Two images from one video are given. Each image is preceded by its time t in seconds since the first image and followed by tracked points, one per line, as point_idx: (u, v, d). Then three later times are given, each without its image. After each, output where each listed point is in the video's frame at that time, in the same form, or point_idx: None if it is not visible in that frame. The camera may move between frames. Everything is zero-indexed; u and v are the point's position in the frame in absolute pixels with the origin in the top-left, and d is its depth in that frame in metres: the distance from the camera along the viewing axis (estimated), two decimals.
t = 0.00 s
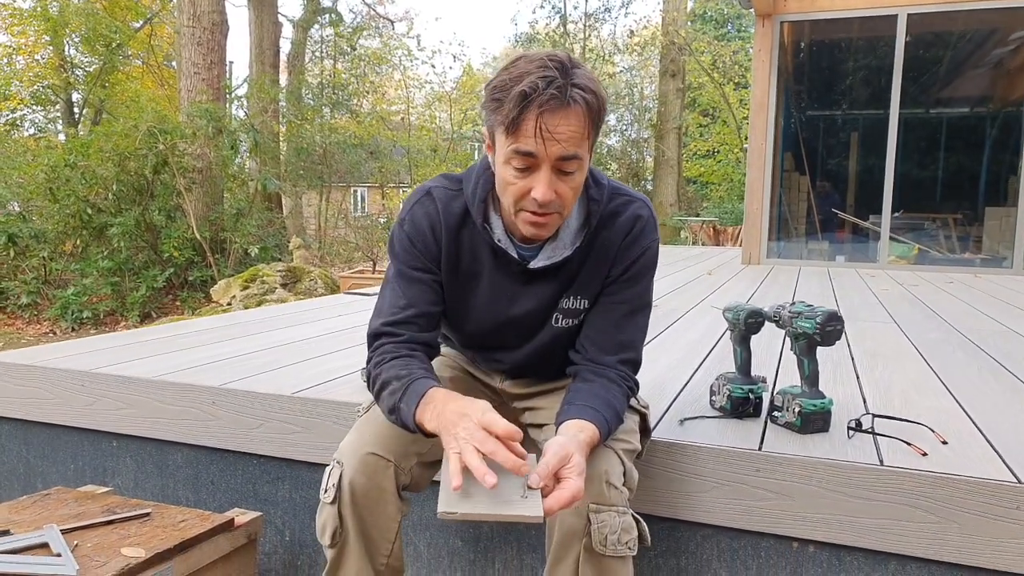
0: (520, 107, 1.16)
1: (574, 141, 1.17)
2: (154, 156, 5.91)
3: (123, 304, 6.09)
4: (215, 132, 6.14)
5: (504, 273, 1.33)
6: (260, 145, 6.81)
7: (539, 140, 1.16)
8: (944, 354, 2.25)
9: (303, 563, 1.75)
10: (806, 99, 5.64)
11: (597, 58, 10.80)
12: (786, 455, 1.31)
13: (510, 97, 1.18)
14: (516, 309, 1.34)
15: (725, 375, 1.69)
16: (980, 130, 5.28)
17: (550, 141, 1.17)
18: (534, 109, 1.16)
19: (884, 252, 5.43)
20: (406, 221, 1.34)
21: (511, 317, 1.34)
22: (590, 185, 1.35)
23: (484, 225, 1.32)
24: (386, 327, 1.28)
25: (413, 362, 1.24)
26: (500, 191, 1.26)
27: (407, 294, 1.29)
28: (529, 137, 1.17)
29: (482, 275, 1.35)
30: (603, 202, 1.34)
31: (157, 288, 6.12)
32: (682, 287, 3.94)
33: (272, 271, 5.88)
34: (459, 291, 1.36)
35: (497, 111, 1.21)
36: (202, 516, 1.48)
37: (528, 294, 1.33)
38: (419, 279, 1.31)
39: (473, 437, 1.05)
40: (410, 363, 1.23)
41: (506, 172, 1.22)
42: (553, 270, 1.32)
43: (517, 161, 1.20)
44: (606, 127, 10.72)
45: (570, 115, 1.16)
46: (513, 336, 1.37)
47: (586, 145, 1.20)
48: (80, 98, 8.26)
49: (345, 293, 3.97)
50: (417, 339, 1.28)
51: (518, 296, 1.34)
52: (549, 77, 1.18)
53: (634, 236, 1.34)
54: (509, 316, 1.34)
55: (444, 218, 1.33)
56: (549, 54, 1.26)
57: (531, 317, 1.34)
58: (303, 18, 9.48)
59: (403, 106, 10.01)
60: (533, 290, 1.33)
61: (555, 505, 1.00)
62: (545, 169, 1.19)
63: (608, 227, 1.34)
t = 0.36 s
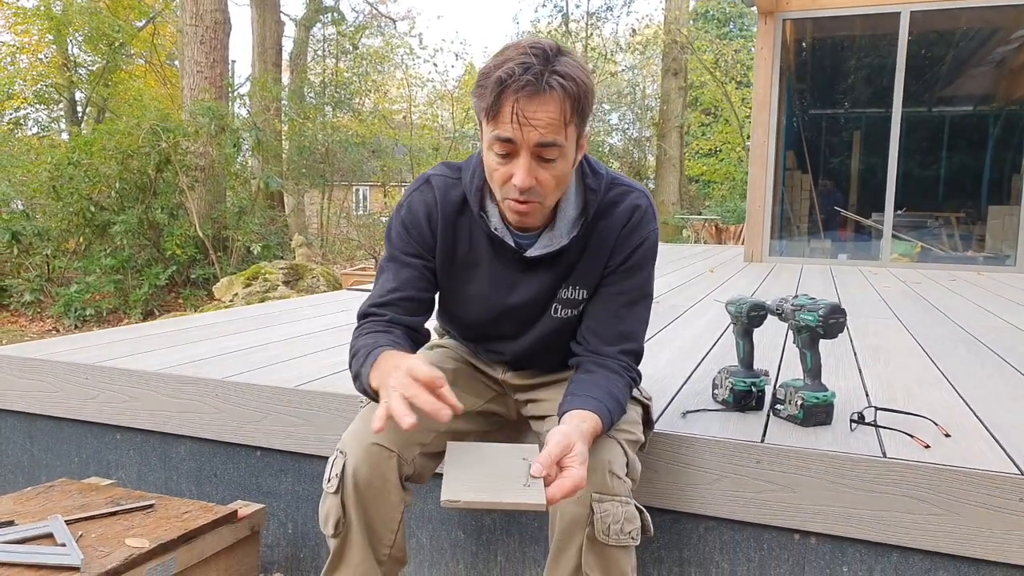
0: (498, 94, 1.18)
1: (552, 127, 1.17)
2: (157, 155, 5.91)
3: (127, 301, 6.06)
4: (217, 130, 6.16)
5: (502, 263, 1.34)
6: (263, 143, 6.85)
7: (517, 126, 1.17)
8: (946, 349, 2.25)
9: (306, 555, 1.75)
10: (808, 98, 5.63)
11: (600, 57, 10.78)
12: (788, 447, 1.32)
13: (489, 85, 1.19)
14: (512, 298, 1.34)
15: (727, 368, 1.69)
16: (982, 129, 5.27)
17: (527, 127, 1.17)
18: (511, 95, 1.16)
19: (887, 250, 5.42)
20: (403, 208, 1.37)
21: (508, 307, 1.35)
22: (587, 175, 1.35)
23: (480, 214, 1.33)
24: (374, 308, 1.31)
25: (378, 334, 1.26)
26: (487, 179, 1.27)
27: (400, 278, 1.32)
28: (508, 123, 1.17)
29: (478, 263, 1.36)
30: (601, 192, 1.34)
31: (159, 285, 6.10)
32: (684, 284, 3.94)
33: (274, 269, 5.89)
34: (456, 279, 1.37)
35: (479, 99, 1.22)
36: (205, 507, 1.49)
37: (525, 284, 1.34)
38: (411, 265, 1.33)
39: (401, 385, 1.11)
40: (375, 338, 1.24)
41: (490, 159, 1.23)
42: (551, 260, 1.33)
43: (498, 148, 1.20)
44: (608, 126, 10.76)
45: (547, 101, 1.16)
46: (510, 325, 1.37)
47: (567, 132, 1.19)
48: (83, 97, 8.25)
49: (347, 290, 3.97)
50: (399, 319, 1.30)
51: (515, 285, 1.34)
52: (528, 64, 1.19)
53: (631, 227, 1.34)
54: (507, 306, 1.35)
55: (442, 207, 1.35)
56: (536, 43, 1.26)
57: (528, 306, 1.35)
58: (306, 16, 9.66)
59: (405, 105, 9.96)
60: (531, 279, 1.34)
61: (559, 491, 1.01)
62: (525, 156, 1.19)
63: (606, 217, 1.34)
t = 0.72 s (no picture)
0: (482, 93, 1.18)
1: (537, 123, 1.17)
2: (158, 155, 5.91)
3: (127, 302, 6.05)
4: (217, 130, 6.16)
5: (498, 261, 1.34)
6: (263, 143, 6.84)
7: (503, 124, 1.17)
8: (946, 346, 2.25)
9: (307, 553, 1.75)
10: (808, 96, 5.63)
11: (600, 56, 10.57)
12: (787, 443, 1.32)
13: (474, 84, 1.20)
14: (508, 295, 1.34)
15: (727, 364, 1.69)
16: (982, 127, 5.27)
17: (513, 126, 1.17)
18: (495, 93, 1.17)
19: (887, 247, 5.42)
20: (401, 208, 1.36)
21: (504, 305, 1.35)
22: (579, 171, 1.35)
23: (475, 212, 1.33)
24: (390, 313, 1.30)
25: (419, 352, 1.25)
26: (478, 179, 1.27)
27: (406, 279, 1.32)
28: (494, 122, 1.18)
29: (474, 262, 1.36)
30: (594, 186, 1.35)
31: (160, 286, 6.10)
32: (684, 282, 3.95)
33: (275, 269, 5.89)
34: (453, 278, 1.37)
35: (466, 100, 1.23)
36: (205, 506, 1.49)
37: (520, 282, 1.34)
38: (420, 267, 1.33)
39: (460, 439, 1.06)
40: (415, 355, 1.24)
41: (479, 159, 1.23)
42: (546, 257, 1.33)
43: (486, 147, 1.21)
44: (608, 125, 10.77)
45: (531, 97, 1.17)
46: (506, 323, 1.38)
47: (554, 126, 1.19)
48: (83, 97, 8.24)
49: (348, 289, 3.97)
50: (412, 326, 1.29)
51: (511, 284, 1.34)
52: (511, 62, 1.19)
53: (624, 223, 1.34)
54: (503, 304, 1.35)
55: (438, 204, 1.35)
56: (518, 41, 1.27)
57: (524, 304, 1.35)
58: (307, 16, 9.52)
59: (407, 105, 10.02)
60: (526, 278, 1.34)
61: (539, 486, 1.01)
62: (513, 153, 1.19)
63: (599, 212, 1.34)
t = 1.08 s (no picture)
0: (524, 89, 1.17)
1: (576, 117, 1.19)
2: (152, 153, 5.90)
3: (122, 302, 6.02)
4: (213, 128, 6.15)
5: (499, 253, 1.34)
6: (260, 141, 6.84)
7: (547, 120, 1.18)
8: (939, 340, 2.26)
9: (303, 551, 1.76)
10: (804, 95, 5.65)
11: (598, 54, 10.79)
12: (781, 436, 1.32)
13: (511, 80, 1.18)
14: (509, 288, 1.35)
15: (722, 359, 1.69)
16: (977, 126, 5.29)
17: (554, 120, 1.18)
18: (539, 88, 1.16)
19: (882, 245, 5.43)
20: (405, 195, 1.36)
21: (505, 297, 1.35)
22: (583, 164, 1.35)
23: (478, 204, 1.33)
24: (391, 301, 1.30)
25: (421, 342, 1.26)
26: (502, 174, 1.26)
27: (408, 267, 1.32)
28: (536, 117, 1.18)
29: (476, 254, 1.36)
30: (597, 181, 1.34)
31: (156, 285, 6.08)
32: (681, 280, 3.96)
33: (272, 267, 5.89)
34: (455, 269, 1.37)
35: (495, 97, 1.21)
36: (200, 503, 1.49)
37: (522, 275, 1.34)
38: (421, 256, 1.33)
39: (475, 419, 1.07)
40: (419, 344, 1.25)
41: (511, 154, 1.22)
42: (549, 250, 1.33)
43: (523, 143, 1.20)
44: (606, 124, 10.74)
45: (572, 91, 1.18)
46: (506, 315, 1.38)
47: (587, 119, 1.22)
48: (77, 95, 8.20)
49: (345, 287, 3.97)
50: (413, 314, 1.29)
51: (512, 276, 1.35)
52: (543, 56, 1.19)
53: (627, 218, 1.35)
54: (503, 296, 1.35)
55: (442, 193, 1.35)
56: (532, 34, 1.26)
57: (525, 296, 1.35)
58: (302, 14, 9.62)
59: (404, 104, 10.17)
60: (527, 270, 1.34)
61: (540, 479, 1.02)
62: (553, 148, 1.20)
63: (601, 207, 1.35)
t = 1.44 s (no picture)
0: (582, 84, 1.20)
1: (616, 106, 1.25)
2: (144, 150, 5.85)
3: (114, 299, 5.99)
4: (205, 126, 6.11)
5: (499, 224, 1.39)
6: (252, 138, 6.82)
7: (599, 112, 1.22)
8: (929, 338, 2.27)
9: (294, 546, 1.75)
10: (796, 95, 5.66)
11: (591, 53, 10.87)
12: (771, 431, 1.33)
13: (568, 73, 1.20)
14: (508, 260, 1.39)
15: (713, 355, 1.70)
16: (966, 126, 5.30)
17: (600, 111, 1.23)
18: (593, 83, 1.21)
19: (874, 243, 5.45)
20: (409, 165, 1.44)
21: (503, 268, 1.39)
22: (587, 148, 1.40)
23: (482, 173, 1.38)
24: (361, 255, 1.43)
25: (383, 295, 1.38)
26: (537, 158, 1.28)
27: (386, 230, 1.42)
28: (589, 109, 1.22)
29: (476, 225, 1.41)
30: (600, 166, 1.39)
31: (148, 283, 6.04)
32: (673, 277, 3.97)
33: (264, 265, 5.87)
34: (456, 241, 1.42)
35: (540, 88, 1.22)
36: (191, 499, 1.48)
37: (521, 246, 1.38)
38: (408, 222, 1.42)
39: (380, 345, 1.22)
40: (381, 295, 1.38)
41: (556, 141, 1.25)
42: (548, 225, 1.37)
43: (571, 131, 1.23)
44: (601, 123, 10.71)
45: (612, 84, 1.24)
46: (503, 290, 1.40)
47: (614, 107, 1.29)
48: (67, 92, 8.15)
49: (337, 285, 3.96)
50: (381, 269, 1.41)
51: (512, 249, 1.39)
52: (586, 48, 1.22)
53: (630, 206, 1.38)
54: (502, 267, 1.39)
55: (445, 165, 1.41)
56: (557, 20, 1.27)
57: (524, 269, 1.38)
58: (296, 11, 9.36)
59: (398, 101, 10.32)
60: (527, 244, 1.38)
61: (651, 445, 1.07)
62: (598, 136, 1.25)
63: (604, 190, 1.39)
